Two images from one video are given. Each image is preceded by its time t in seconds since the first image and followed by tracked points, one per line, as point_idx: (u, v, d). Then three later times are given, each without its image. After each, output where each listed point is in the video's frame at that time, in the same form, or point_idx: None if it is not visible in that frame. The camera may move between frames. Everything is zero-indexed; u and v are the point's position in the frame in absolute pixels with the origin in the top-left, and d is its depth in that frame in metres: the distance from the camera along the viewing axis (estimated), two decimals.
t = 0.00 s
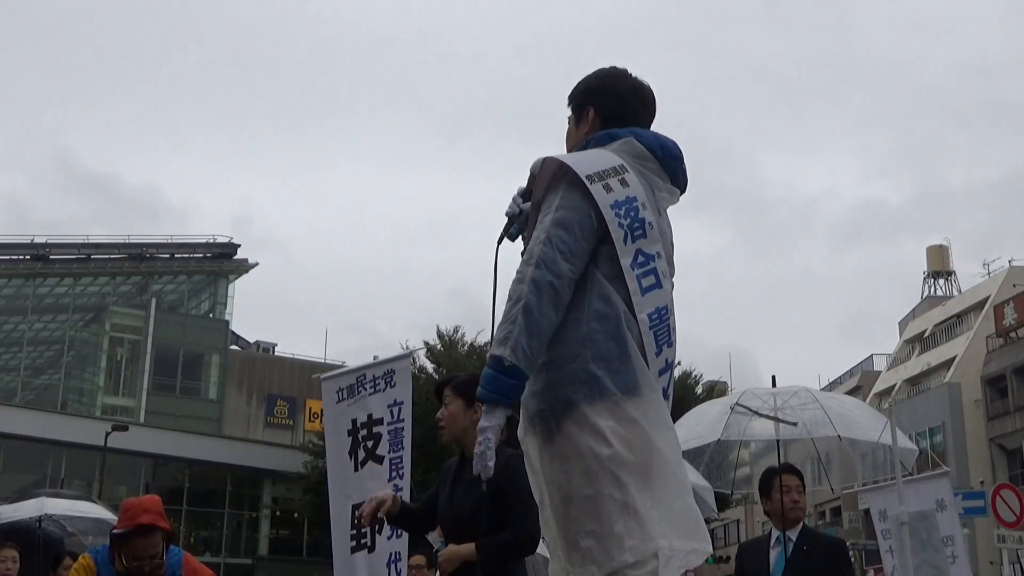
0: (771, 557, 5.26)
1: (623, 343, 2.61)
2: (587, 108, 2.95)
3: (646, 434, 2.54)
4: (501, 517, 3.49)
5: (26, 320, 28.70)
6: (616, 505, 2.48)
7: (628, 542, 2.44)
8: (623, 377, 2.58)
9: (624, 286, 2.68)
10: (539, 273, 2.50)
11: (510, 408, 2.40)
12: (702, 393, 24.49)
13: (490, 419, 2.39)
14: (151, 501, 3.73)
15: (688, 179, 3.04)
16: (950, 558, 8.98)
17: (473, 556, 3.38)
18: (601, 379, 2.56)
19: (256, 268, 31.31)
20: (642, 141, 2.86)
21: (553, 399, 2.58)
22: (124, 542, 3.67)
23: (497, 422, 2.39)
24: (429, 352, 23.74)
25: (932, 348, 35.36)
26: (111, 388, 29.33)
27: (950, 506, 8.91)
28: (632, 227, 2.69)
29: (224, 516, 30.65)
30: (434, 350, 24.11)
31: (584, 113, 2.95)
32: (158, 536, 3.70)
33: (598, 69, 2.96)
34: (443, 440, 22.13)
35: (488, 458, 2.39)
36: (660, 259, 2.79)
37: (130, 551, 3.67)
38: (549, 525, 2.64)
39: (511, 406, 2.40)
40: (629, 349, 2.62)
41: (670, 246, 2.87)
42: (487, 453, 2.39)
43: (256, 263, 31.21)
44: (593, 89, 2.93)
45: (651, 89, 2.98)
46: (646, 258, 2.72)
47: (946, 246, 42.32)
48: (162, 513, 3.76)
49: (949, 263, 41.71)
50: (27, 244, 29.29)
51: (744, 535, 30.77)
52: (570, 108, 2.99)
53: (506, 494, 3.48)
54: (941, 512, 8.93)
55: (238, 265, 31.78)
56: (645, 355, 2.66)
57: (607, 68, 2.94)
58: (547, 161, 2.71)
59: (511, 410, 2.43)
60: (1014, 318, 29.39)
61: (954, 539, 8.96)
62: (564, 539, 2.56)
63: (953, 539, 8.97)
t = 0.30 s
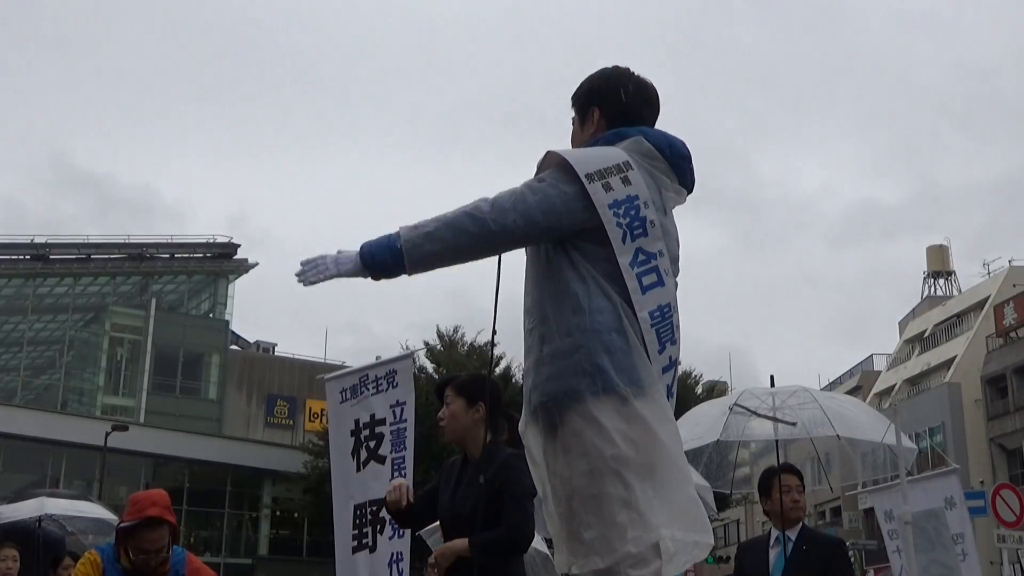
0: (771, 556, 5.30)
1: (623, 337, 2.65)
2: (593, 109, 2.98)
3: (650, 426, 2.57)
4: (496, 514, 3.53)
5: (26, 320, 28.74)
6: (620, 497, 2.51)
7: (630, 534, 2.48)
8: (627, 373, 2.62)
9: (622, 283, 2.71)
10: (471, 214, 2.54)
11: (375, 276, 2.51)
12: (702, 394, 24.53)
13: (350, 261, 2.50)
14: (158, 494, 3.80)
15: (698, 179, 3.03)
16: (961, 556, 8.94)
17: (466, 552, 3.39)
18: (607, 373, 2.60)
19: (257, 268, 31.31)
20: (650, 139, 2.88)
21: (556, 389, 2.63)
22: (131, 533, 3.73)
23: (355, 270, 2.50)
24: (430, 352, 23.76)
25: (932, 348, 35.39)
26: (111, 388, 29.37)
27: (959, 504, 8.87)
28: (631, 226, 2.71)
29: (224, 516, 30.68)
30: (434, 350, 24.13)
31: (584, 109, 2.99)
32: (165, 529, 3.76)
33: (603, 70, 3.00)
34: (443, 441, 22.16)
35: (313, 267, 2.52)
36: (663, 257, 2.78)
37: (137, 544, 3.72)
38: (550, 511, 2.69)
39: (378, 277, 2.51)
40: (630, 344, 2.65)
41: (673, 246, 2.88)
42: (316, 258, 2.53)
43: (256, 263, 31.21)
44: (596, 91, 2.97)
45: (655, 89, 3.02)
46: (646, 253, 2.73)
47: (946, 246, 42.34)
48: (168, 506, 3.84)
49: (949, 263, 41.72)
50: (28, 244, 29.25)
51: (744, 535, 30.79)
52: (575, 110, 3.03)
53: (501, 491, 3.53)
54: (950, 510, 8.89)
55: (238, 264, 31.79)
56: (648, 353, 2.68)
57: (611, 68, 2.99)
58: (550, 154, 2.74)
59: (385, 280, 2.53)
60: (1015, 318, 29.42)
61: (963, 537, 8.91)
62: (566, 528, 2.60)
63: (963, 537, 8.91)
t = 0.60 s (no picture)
0: (770, 556, 5.32)
1: (617, 329, 2.68)
2: (592, 111, 3.00)
3: (643, 419, 2.59)
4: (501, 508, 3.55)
5: (25, 320, 28.77)
6: (615, 488, 2.53)
7: (626, 525, 2.50)
8: (623, 366, 2.64)
9: (617, 276, 2.73)
10: (464, 170, 2.61)
11: (402, 144, 2.74)
12: (702, 394, 24.57)
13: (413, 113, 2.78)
14: (168, 484, 3.89)
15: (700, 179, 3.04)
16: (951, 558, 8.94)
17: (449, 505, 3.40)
18: (602, 366, 2.62)
19: (256, 268, 31.34)
20: (654, 139, 2.90)
21: (551, 381, 2.66)
22: (141, 520, 3.75)
23: (404, 123, 2.77)
24: (429, 352, 23.79)
25: (932, 348, 35.40)
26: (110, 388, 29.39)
27: (952, 506, 8.91)
28: (629, 219, 2.73)
29: (224, 516, 30.69)
30: (434, 350, 24.17)
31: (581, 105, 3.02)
32: (174, 517, 3.80)
33: (602, 71, 3.02)
34: (443, 441, 22.19)
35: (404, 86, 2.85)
36: (660, 250, 2.81)
37: (148, 528, 3.74)
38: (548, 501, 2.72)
39: (402, 148, 2.74)
40: (624, 337, 2.68)
41: (672, 243, 2.90)
42: (408, 83, 2.84)
43: (256, 263, 31.26)
44: (596, 90, 2.99)
45: (654, 88, 3.04)
46: (646, 245, 2.76)
47: (946, 246, 42.37)
48: (177, 498, 3.91)
49: (949, 263, 41.75)
50: (27, 244, 29.36)
51: (744, 535, 30.80)
52: (574, 111, 3.05)
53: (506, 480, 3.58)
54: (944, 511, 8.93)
55: (238, 264, 31.83)
56: (644, 346, 2.71)
57: (610, 68, 3.01)
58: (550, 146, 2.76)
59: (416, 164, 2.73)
60: (1015, 318, 29.44)
61: (955, 538, 8.94)
62: (562, 520, 2.62)
63: (955, 539, 8.94)
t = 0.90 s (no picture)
0: (770, 556, 5.30)
1: (616, 331, 2.66)
2: (591, 112, 2.99)
3: (639, 418, 2.58)
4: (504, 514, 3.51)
5: (26, 320, 28.76)
6: (612, 489, 2.52)
7: (623, 526, 2.48)
8: (621, 366, 2.63)
9: (617, 278, 2.71)
10: (462, 180, 2.62)
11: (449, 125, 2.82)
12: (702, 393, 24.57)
13: (471, 105, 2.83)
14: (185, 480, 3.89)
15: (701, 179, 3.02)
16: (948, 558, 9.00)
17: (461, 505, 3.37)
18: (601, 367, 2.61)
19: (256, 268, 31.34)
20: (652, 139, 2.89)
21: (547, 383, 2.66)
22: (155, 513, 3.76)
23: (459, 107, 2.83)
24: (429, 352, 23.77)
25: (932, 348, 35.39)
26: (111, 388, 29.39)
27: (948, 506, 8.93)
28: (628, 220, 2.72)
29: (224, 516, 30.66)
30: (434, 350, 24.15)
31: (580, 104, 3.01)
32: (187, 511, 3.81)
33: (600, 72, 3.01)
34: (444, 440, 22.18)
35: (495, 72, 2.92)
36: (660, 252, 2.79)
37: (163, 522, 3.75)
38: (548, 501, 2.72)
39: (445, 130, 2.80)
40: (622, 338, 2.67)
41: (671, 244, 2.88)
42: (494, 75, 2.88)
43: (256, 263, 31.26)
44: (595, 91, 2.98)
45: (653, 90, 3.03)
46: (647, 248, 2.75)
47: (946, 246, 42.35)
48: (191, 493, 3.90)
49: (949, 263, 41.73)
50: (28, 244, 29.38)
51: (744, 535, 30.78)
52: (573, 112, 3.03)
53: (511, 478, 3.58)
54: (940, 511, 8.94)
55: (238, 264, 31.83)
56: (643, 347, 2.70)
57: (610, 70, 3.00)
58: (549, 152, 2.74)
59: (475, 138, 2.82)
60: (1015, 318, 29.42)
61: (951, 538, 8.97)
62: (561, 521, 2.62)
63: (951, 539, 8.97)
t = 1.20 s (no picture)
0: (771, 556, 5.33)
1: (618, 330, 2.70)
2: (591, 113, 3.02)
3: (639, 417, 2.61)
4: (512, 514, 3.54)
5: (26, 320, 28.79)
6: (611, 487, 2.55)
7: (623, 524, 2.51)
8: (622, 366, 2.66)
9: (618, 276, 2.75)
10: (462, 181, 2.64)
11: (423, 141, 2.84)
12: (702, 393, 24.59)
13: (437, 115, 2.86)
14: (194, 477, 3.90)
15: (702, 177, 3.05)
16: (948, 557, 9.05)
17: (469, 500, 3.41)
18: (601, 365, 2.64)
19: (256, 268, 31.37)
20: (653, 138, 2.92)
21: (548, 380, 2.69)
22: (166, 509, 3.79)
23: (426, 121, 2.86)
24: (429, 351, 23.81)
25: (932, 348, 35.43)
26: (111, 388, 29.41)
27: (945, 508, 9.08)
28: (629, 218, 2.74)
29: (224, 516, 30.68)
30: (434, 350, 24.17)
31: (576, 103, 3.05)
32: (198, 507, 3.83)
33: (600, 71, 3.04)
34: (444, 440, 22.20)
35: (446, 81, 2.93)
36: (662, 250, 2.82)
37: (174, 518, 3.77)
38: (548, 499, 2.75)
39: (421, 145, 2.83)
40: (624, 338, 2.70)
41: (672, 242, 2.91)
42: (447, 80, 2.91)
43: (256, 263, 31.29)
44: (595, 91, 3.01)
45: (652, 89, 3.06)
46: (650, 245, 2.78)
47: (946, 246, 42.39)
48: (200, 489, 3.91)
49: (949, 263, 41.76)
50: (28, 244, 29.43)
51: (744, 535, 30.80)
52: (573, 113, 3.06)
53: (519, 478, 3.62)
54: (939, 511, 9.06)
55: (238, 264, 31.86)
56: (644, 346, 2.73)
57: (609, 70, 3.03)
58: (546, 154, 2.76)
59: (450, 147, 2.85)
60: (1014, 318, 29.47)
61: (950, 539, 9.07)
62: (559, 520, 2.64)
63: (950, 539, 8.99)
